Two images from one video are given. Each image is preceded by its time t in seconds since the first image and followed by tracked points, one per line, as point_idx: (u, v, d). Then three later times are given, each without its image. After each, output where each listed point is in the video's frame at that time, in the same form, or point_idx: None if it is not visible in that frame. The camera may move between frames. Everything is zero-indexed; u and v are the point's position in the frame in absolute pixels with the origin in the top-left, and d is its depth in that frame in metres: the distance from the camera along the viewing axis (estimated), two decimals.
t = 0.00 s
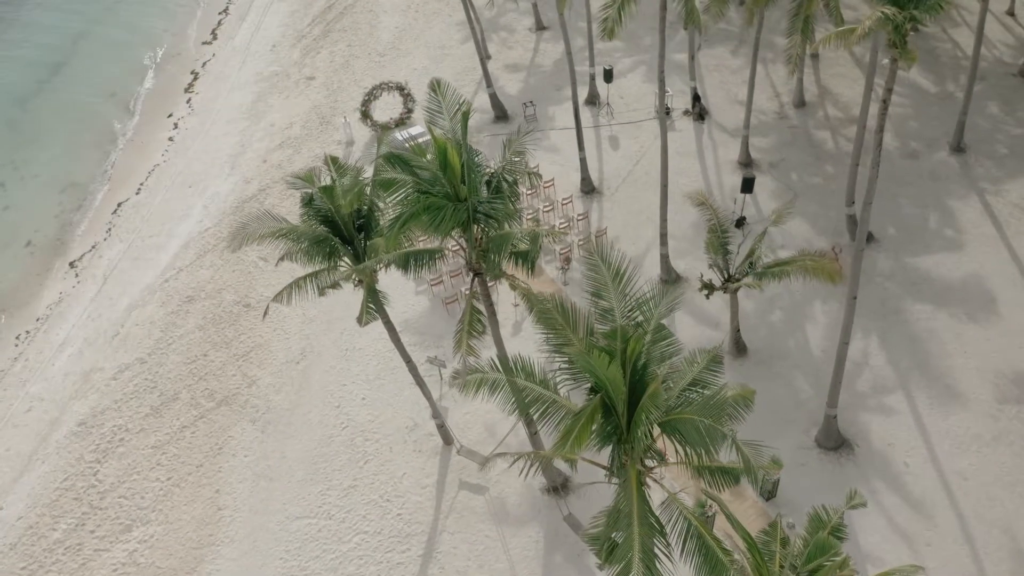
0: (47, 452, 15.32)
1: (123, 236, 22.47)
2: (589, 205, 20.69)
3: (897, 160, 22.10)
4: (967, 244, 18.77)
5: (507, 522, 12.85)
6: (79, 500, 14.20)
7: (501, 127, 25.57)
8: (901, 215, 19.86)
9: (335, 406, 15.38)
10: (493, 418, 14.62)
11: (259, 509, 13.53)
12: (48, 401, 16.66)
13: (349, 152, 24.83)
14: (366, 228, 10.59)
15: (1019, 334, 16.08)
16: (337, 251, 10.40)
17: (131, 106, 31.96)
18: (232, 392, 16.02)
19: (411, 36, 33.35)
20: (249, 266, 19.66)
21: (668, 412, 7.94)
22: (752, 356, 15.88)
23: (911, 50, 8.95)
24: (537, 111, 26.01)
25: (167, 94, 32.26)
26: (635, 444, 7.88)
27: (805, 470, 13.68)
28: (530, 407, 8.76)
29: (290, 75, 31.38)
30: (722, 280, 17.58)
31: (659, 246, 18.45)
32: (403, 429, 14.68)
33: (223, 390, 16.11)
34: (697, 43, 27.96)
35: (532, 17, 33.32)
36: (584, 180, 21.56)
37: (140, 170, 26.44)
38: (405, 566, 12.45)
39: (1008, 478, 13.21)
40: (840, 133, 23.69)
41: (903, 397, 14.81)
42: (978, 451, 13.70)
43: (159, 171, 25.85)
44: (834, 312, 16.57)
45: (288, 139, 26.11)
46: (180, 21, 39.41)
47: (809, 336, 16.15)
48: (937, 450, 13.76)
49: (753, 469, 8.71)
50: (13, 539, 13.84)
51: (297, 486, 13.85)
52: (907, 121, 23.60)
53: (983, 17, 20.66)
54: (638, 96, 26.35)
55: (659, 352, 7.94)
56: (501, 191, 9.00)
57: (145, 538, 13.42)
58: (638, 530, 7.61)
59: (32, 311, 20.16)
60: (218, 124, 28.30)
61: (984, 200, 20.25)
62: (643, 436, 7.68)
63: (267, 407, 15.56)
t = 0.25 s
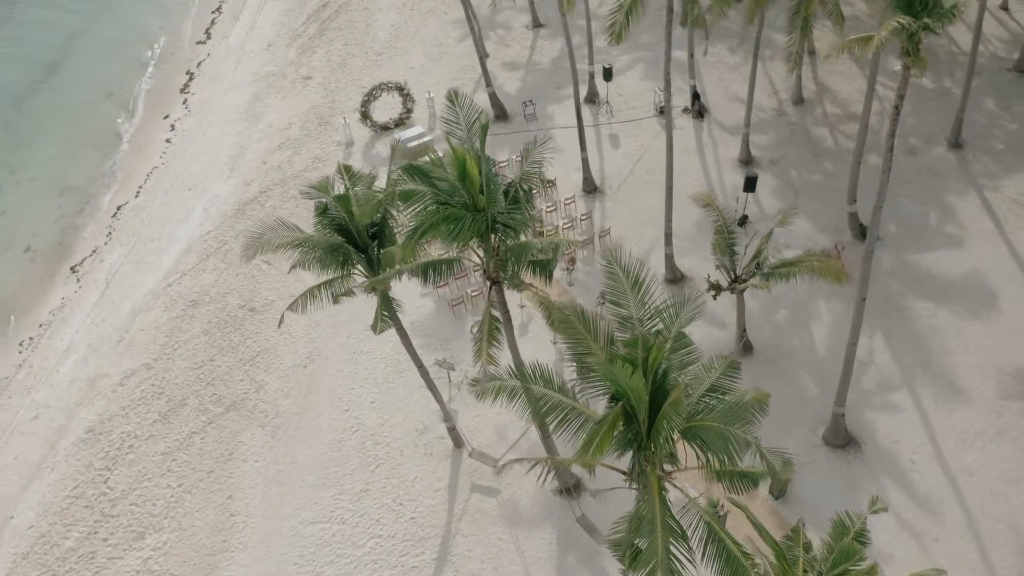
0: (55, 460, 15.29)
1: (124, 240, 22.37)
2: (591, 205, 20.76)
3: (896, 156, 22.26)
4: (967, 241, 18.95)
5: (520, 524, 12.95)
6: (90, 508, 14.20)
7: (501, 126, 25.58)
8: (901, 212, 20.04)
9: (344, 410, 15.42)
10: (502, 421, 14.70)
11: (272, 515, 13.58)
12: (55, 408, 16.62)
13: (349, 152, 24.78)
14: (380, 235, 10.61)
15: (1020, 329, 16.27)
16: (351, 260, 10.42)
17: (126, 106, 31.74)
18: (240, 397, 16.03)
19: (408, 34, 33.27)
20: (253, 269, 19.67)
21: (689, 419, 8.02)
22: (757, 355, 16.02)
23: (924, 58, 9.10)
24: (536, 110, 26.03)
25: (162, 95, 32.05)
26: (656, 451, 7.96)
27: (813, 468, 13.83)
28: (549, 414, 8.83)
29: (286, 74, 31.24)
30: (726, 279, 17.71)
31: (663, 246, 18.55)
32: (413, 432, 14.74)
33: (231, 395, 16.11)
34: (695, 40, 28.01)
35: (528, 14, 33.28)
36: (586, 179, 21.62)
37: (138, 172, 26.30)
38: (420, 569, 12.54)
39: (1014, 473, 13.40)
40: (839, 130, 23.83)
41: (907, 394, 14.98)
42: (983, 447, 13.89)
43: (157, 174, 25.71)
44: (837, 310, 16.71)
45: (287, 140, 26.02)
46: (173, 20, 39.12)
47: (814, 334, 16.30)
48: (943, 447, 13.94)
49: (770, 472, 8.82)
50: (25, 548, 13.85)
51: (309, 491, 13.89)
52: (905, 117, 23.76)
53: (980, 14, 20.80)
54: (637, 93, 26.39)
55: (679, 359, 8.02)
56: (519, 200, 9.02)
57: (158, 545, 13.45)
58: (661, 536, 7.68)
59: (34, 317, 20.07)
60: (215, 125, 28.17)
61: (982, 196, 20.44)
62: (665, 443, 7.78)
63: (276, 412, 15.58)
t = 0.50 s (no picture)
0: (65, 468, 15.27)
1: (125, 244, 22.29)
2: (594, 205, 20.82)
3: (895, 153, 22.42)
4: (967, 237, 19.14)
5: (533, 526, 13.05)
6: (102, 515, 14.20)
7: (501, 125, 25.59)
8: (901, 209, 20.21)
9: (354, 414, 15.45)
10: (512, 422, 14.77)
11: (285, 520, 13.63)
12: (62, 415, 16.58)
13: (349, 153, 24.73)
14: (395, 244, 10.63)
15: (1021, 325, 16.47)
16: (367, 268, 10.43)
17: (122, 108, 31.56)
18: (249, 402, 16.03)
19: (404, 32, 33.18)
20: (257, 272, 19.70)
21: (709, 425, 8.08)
22: (763, 354, 16.14)
23: (937, 65, 9.33)
24: (536, 109, 26.05)
25: (158, 96, 31.87)
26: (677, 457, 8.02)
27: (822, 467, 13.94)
28: (569, 421, 8.87)
29: (283, 74, 31.12)
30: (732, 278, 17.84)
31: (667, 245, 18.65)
32: (423, 435, 14.81)
33: (239, 400, 16.12)
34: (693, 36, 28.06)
35: (525, 11, 33.25)
36: (588, 179, 21.68)
37: (136, 175, 26.18)
38: (435, 572, 12.62)
39: (1019, 468, 13.59)
40: (838, 127, 23.97)
41: (912, 391, 15.16)
42: (987, 443, 14.07)
43: (156, 177, 25.58)
44: (841, 308, 16.86)
45: (286, 141, 25.95)
46: (166, 19, 38.86)
47: (818, 332, 16.43)
48: (949, 443, 14.12)
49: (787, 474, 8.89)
50: (37, 556, 13.85)
51: (322, 495, 13.94)
52: (903, 113, 23.92)
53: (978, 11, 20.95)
54: (636, 91, 26.43)
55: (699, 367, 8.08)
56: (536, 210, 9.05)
57: (172, 552, 13.48)
58: (685, 541, 7.71)
59: (37, 323, 20.00)
60: (213, 126, 28.04)
61: (981, 192, 20.64)
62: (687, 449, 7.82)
63: (285, 417, 15.60)
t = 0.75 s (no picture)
0: (74, 476, 15.25)
1: (125, 249, 22.18)
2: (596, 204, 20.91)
3: (892, 149, 22.62)
4: (965, 232, 19.36)
5: (546, 527, 13.17)
6: (114, 524, 14.22)
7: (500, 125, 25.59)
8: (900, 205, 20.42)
9: (363, 418, 15.50)
10: (521, 424, 14.87)
11: (298, 525, 13.70)
12: (69, 423, 16.54)
13: (348, 154, 24.70)
14: (408, 253, 10.64)
15: (1021, 319, 16.70)
16: (381, 277, 10.45)
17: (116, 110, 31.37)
18: (257, 407, 16.05)
19: (399, 31, 33.09)
20: (260, 277, 19.75)
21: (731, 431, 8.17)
22: (768, 352, 16.29)
23: (948, 71, 9.56)
24: (534, 108, 26.08)
25: (152, 97, 31.64)
26: (697, 462, 8.10)
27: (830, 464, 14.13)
28: (587, 428, 8.91)
29: (279, 75, 30.98)
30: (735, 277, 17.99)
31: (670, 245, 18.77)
32: (433, 438, 14.87)
33: (247, 405, 16.13)
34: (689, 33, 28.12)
35: (520, 9, 33.20)
36: (589, 179, 21.77)
37: (134, 179, 26.05)
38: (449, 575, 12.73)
39: (1022, 462, 13.81)
40: (835, 123, 24.16)
41: (916, 386, 15.36)
42: (991, 437, 14.29)
43: (153, 181, 25.45)
44: (844, 304, 17.03)
45: (284, 143, 25.87)
46: (157, 19, 38.56)
47: (822, 329, 16.61)
48: (953, 437, 14.33)
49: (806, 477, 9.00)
50: (51, 566, 13.87)
51: (334, 500, 14.01)
52: (900, 108, 24.10)
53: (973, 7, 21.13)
54: (634, 89, 26.50)
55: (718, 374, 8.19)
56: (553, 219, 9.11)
57: (186, 559, 13.53)
58: (707, 546, 7.80)
59: (39, 331, 19.91)
60: (210, 128, 27.91)
61: (978, 187, 20.86)
62: (707, 454, 7.93)
63: (295, 422, 15.63)
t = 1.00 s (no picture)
0: (84, 485, 15.27)
1: (126, 254, 22.12)
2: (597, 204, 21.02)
3: (890, 145, 22.83)
4: (964, 228, 19.59)
5: (558, 528, 13.30)
6: (127, 532, 14.27)
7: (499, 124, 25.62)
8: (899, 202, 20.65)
9: (373, 422, 15.57)
10: (531, 425, 14.99)
11: (312, 530, 13.79)
12: (76, 431, 16.54)
13: (348, 156, 24.69)
14: (423, 261, 10.64)
15: (1021, 314, 16.94)
16: (396, 285, 10.47)
17: (111, 113, 31.20)
18: (266, 413, 16.09)
19: (394, 30, 33.02)
20: (264, 281, 19.79)
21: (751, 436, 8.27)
22: (773, 350, 16.46)
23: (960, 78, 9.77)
24: (533, 107, 26.13)
25: (147, 99, 31.48)
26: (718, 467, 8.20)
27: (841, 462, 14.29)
28: (607, 434, 8.99)
29: (275, 75, 30.88)
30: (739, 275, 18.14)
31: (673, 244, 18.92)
32: (444, 441, 14.96)
33: (256, 411, 16.17)
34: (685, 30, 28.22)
35: (515, 6, 33.19)
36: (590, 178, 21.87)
37: (132, 183, 25.93)
38: None
39: None
40: (832, 120, 24.35)
41: (920, 382, 15.57)
42: (994, 431, 14.52)
43: (152, 185, 25.34)
44: (846, 301, 17.22)
45: (283, 145, 25.84)
46: (149, 19, 38.31)
47: (825, 326, 16.79)
48: (958, 432, 14.55)
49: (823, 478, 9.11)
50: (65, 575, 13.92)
51: (347, 505, 14.10)
52: (896, 105, 24.32)
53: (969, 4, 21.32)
54: (632, 87, 26.59)
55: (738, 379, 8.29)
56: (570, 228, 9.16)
57: (201, 566, 13.61)
58: (730, 550, 7.90)
59: (43, 339, 19.86)
60: (207, 130, 27.80)
61: (975, 182, 21.09)
62: (728, 458, 8.06)
63: (304, 427, 15.68)
